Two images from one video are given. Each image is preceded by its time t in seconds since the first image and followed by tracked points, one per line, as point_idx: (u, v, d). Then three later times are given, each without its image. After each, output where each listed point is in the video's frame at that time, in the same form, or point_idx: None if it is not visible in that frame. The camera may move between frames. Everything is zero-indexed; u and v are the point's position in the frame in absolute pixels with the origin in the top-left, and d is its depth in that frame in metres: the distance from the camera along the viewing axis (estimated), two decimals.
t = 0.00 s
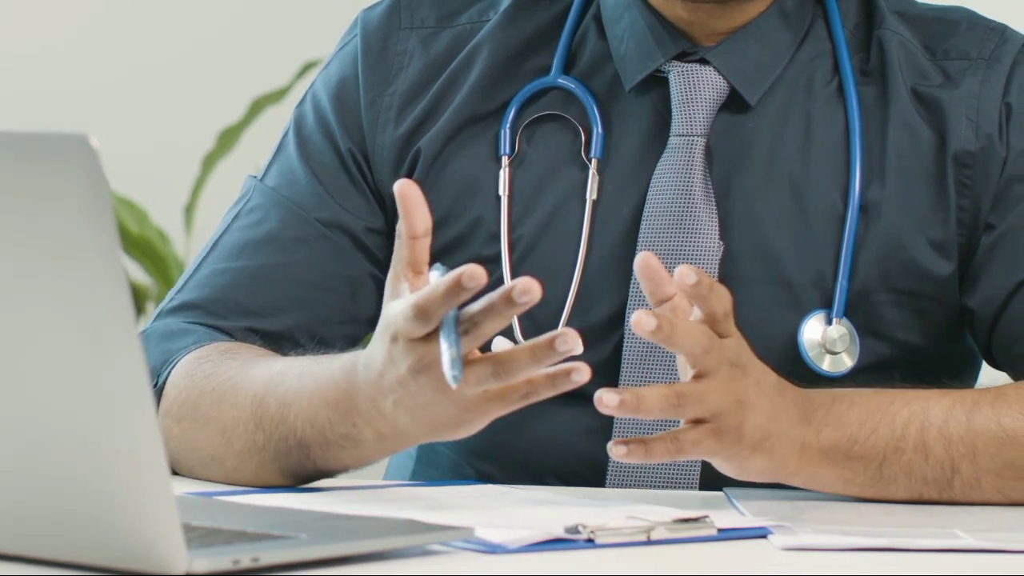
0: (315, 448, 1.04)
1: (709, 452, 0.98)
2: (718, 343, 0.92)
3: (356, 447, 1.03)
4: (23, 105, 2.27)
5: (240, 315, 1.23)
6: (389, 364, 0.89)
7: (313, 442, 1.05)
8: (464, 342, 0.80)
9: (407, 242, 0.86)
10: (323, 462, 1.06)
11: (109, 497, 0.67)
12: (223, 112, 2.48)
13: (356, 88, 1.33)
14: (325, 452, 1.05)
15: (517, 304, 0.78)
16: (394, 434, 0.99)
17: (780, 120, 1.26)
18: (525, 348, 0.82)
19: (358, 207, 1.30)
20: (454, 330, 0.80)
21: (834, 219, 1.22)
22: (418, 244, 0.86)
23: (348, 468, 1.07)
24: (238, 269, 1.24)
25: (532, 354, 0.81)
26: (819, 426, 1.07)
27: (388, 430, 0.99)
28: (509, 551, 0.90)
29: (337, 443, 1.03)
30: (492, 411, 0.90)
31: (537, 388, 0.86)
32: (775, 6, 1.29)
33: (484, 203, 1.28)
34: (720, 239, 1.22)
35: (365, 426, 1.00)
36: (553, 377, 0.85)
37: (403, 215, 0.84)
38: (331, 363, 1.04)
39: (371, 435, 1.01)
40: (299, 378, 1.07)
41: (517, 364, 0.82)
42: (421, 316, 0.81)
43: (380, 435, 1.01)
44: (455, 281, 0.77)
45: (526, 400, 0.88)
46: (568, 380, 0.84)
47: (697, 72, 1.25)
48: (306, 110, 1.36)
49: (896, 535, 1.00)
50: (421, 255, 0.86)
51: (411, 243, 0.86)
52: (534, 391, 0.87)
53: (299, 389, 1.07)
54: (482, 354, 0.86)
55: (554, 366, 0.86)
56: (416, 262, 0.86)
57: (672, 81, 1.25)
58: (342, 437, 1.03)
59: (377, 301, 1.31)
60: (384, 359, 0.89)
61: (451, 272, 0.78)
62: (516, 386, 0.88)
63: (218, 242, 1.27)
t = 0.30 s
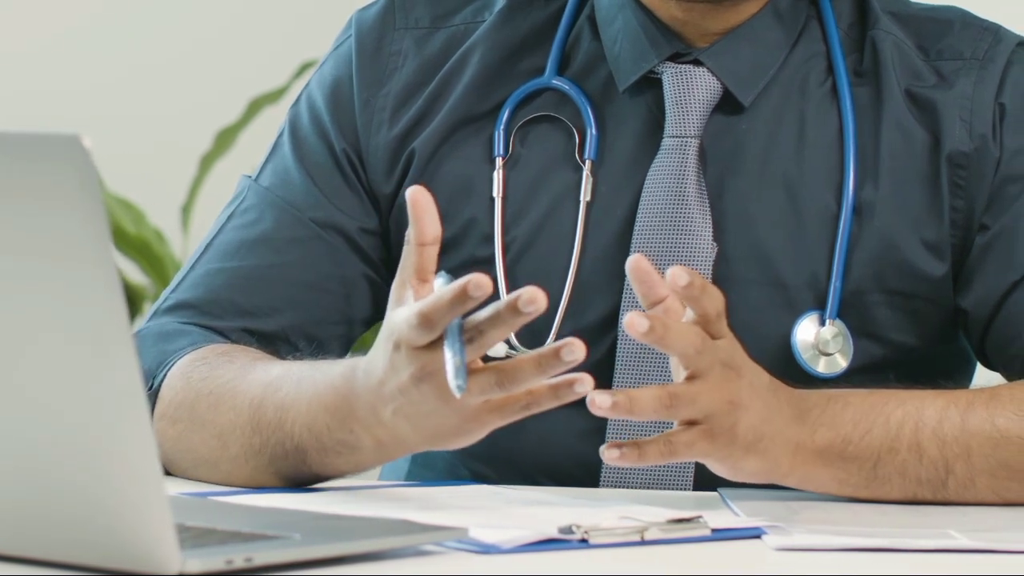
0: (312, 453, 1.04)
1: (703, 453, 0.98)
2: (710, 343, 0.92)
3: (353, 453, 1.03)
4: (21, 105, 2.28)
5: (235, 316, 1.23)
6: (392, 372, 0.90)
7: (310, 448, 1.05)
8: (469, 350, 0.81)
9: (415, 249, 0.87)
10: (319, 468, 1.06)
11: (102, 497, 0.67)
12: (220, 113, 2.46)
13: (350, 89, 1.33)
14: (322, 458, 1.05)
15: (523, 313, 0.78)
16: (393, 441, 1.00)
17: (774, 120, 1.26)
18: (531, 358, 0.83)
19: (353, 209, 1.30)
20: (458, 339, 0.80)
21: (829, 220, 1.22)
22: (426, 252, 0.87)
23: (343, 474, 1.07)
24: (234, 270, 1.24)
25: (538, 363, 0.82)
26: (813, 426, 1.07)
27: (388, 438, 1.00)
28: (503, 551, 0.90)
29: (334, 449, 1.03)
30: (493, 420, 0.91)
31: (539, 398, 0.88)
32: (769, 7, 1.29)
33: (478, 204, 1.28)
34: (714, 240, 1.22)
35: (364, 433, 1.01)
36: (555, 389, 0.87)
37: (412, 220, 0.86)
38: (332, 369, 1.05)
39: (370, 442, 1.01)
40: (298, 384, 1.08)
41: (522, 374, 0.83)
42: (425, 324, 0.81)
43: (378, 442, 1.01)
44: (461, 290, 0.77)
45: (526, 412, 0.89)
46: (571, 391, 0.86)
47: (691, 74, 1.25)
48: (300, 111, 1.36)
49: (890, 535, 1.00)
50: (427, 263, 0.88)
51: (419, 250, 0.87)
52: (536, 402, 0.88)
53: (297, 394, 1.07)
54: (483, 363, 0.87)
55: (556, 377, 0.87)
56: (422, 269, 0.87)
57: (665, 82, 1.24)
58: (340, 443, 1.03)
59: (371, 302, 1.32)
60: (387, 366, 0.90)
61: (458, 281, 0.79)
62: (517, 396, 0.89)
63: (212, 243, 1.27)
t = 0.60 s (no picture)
0: (306, 455, 1.04)
1: (696, 454, 0.98)
2: (703, 343, 0.92)
3: (347, 456, 1.03)
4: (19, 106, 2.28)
5: (229, 316, 1.23)
6: (388, 373, 0.90)
7: (305, 450, 1.04)
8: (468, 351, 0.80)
9: (418, 251, 0.86)
10: (313, 470, 1.06)
11: (94, 496, 0.67)
12: (217, 113, 2.44)
13: (345, 90, 1.33)
14: (315, 460, 1.04)
15: (524, 313, 0.77)
16: (388, 444, 1.00)
17: (768, 122, 1.26)
18: (530, 361, 0.83)
19: (347, 211, 1.30)
20: (458, 339, 0.79)
21: (823, 221, 1.22)
22: (429, 254, 0.86)
23: (337, 477, 1.06)
24: (229, 270, 1.24)
25: (538, 365, 0.82)
26: (806, 427, 1.07)
27: (382, 441, 1.00)
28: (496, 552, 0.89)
29: (328, 451, 1.03)
30: (488, 423, 0.91)
31: (535, 403, 0.87)
32: (763, 9, 1.30)
33: (472, 206, 1.28)
34: (708, 242, 1.22)
35: (358, 435, 1.01)
36: (552, 393, 0.86)
37: (415, 223, 0.84)
38: (328, 372, 1.05)
39: (365, 444, 1.01)
40: (293, 385, 1.08)
41: (520, 376, 0.83)
42: (425, 324, 0.81)
43: (373, 445, 1.01)
44: (460, 290, 0.76)
45: (524, 416, 0.88)
46: (567, 396, 0.85)
47: (685, 76, 1.25)
48: (295, 111, 1.36)
49: (884, 535, 0.99)
50: (430, 265, 0.86)
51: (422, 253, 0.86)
52: (533, 406, 0.87)
53: (293, 396, 1.07)
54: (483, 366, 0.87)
55: (553, 382, 0.87)
56: (424, 271, 0.86)
57: (659, 84, 1.25)
58: (334, 445, 1.03)
59: (365, 304, 1.32)
60: (384, 368, 0.90)
61: (457, 281, 0.78)
62: (514, 400, 0.89)
63: (207, 242, 1.27)
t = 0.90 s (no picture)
0: (300, 454, 1.04)
1: (690, 453, 0.98)
2: (696, 342, 0.92)
3: (342, 456, 1.03)
4: (18, 105, 2.28)
5: (224, 316, 1.23)
6: (384, 373, 0.90)
7: (300, 450, 1.05)
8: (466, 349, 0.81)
9: (417, 251, 0.86)
10: (308, 470, 1.06)
11: (85, 496, 0.67)
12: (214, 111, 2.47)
13: (340, 89, 1.33)
14: (309, 460, 1.04)
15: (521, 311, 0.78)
16: (382, 443, 1.00)
17: (763, 121, 1.26)
18: (528, 360, 0.83)
19: (342, 211, 1.30)
20: (456, 338, 0.80)
21: (818, 221, 1.22)
22: (428, 255, 0.86)
23: (331, 476, 1.06)
24: (224, 269, 1.24)
25: (535, 366, 0.82)
26: (801, 426, 1.07)
27: (376, 440, 1.00)
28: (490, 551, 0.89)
29: (322, 451, 1.03)
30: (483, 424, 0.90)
31: (530, 405, 0.87)
32: (758, 8, 1.29)
33: (467, 205, 1.28)
34: (703, 241, 1.22)
35: (352, 435, 1.01)
36: (548, 395, 0.86)
37: (415, 223, 0.84)
38: (323, 372, 1.05)
39: (359, 444, 1.01)
40: (288, 385, 1.08)
41: (518, 376, 0.83)
42: (422, 323, 0.80)
43: (368, 445, 1.01)
44: (458, 288, 0.76)
45: (518, 418, 0.88)
46: (563, 399, 0.85)
47: (679, 75, 1.25)
48: (290, 111, 1.36)
49: (878, 535, 0.99)
50: (429, 266, 0.86)
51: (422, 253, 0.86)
52: (528, 408, 0.87)
53: (287, 396, 1.07)
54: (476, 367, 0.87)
55: (548, 384, 0.87)
56: (423, 271, 0.86)
57: (654, 83, 1.25)
58: (328, 444, 1.03)
59: (360, 304, 1.32)
60: (380, 369, 0.90)
61: (454, 280, 0.77)
62: (509, 403, 0.89)
63: (202, 242, 1.27)
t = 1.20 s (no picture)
0: (293, 455, 1.04)
1: (684, 456, 0.98)
2: (686, 343, 0.92)
3: (334, 458, 1.03)
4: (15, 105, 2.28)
5: (218, 316, 1.23)
6: (382, 374, 0.89)
7: (292, 451, 1.04)
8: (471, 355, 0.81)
9: (424, 256, 0.84)
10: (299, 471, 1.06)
11: (74, 494, 0.67)
12: (210, 112, 2.45)
13: (335, 89, 1.33)
14: (301, 461, 1.04)
15: (529, 319, 0.78)
16: (375, 446, 1.00)
17: (757, 122, 1.26)
18: (529, 368, 0.83)
19: (336, 211, 1.30)
20: (459, 341, 0.79)
21: (812, 221, 1.22)
22: (434, 261, 0.84)
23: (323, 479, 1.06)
24: (218, 270, 1.24)
25: (535, 374, 0.83)
26: (794, 427, 1.07)
27: (369, 442, 1.00)
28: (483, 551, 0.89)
29: (315, 453, 1.03)
30: (476, 432, 0.91)
31: (525, 416, 0.88)
32: (752, 9, 1.29)
33: (462, 206, 1.28)
34: (697, 242, 1.22)
35: (345, 436, 1.01)
36: (543, 408, 0.86)
37: (426, 229, 0.82)
38: (319, 374, 1.05)
39: (353, 446, 1.01)
40: (282, 387, 1.08)
41: (517, 384, 0.83)
42: (426, 324, 0.80)
43: (361, 448, 1.01)
44: (466, 290, 0.76)
45: (513, 429, 0.89)
46: (559, 412, 0.85)
47: (674, 76, 1.25)
48: (284, 111, 1.36)
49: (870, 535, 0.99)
50: (433, 271, 0.85)
51: (428, 258, 0.85)
52: (523, 419, 0.88)
53: (281, 397, 1.07)
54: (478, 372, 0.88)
55: (543, 397, 0.87)
56: (427, 276, 0.85)
57: (648, 83, 1.24)
58: (321, 446, 1.03)
59: (354, 304, 1.32)
60: (378, 369, 0.89)
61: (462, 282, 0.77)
62: (505, 412, 0.89)
63: (196, 242, 1.27)
